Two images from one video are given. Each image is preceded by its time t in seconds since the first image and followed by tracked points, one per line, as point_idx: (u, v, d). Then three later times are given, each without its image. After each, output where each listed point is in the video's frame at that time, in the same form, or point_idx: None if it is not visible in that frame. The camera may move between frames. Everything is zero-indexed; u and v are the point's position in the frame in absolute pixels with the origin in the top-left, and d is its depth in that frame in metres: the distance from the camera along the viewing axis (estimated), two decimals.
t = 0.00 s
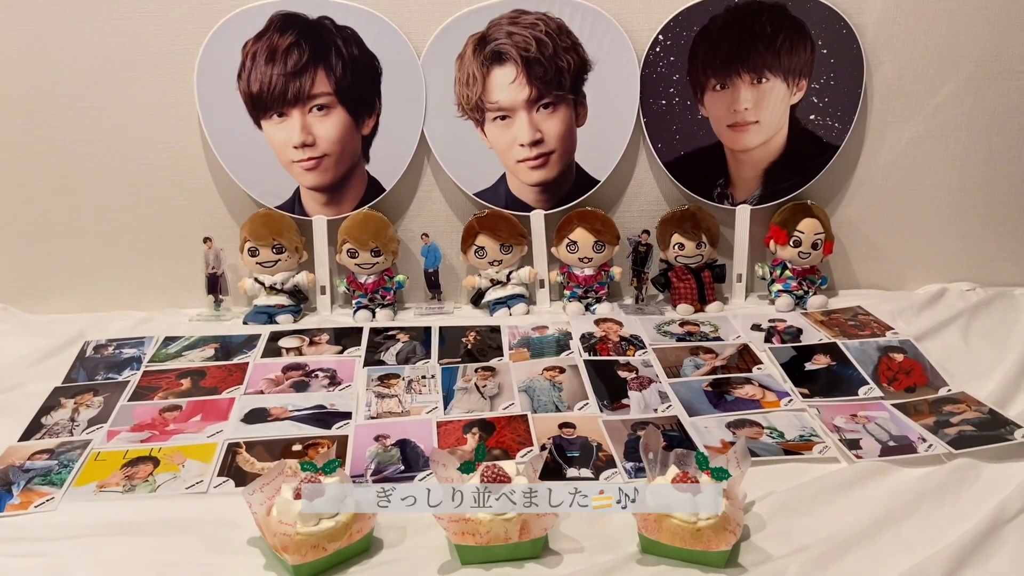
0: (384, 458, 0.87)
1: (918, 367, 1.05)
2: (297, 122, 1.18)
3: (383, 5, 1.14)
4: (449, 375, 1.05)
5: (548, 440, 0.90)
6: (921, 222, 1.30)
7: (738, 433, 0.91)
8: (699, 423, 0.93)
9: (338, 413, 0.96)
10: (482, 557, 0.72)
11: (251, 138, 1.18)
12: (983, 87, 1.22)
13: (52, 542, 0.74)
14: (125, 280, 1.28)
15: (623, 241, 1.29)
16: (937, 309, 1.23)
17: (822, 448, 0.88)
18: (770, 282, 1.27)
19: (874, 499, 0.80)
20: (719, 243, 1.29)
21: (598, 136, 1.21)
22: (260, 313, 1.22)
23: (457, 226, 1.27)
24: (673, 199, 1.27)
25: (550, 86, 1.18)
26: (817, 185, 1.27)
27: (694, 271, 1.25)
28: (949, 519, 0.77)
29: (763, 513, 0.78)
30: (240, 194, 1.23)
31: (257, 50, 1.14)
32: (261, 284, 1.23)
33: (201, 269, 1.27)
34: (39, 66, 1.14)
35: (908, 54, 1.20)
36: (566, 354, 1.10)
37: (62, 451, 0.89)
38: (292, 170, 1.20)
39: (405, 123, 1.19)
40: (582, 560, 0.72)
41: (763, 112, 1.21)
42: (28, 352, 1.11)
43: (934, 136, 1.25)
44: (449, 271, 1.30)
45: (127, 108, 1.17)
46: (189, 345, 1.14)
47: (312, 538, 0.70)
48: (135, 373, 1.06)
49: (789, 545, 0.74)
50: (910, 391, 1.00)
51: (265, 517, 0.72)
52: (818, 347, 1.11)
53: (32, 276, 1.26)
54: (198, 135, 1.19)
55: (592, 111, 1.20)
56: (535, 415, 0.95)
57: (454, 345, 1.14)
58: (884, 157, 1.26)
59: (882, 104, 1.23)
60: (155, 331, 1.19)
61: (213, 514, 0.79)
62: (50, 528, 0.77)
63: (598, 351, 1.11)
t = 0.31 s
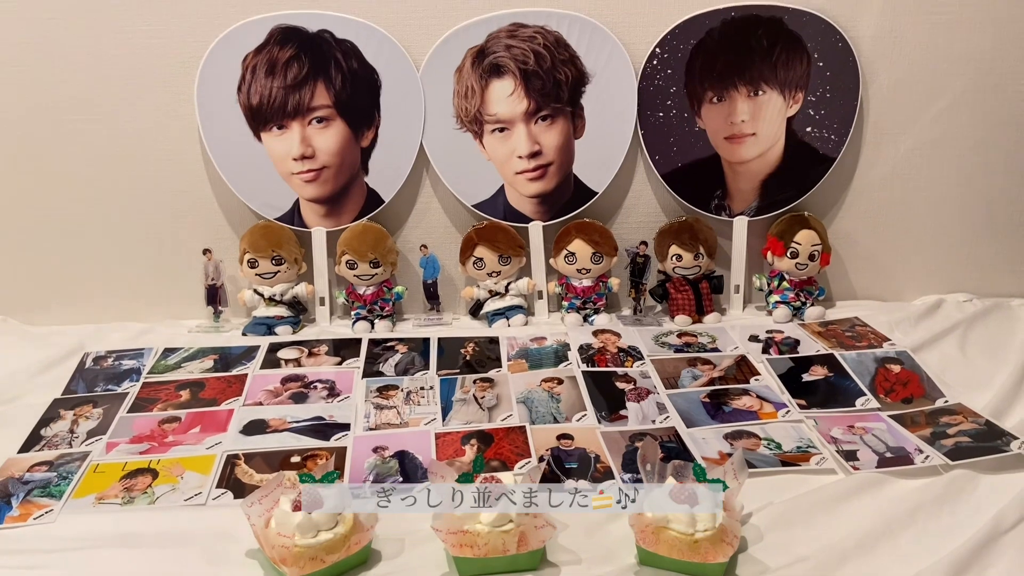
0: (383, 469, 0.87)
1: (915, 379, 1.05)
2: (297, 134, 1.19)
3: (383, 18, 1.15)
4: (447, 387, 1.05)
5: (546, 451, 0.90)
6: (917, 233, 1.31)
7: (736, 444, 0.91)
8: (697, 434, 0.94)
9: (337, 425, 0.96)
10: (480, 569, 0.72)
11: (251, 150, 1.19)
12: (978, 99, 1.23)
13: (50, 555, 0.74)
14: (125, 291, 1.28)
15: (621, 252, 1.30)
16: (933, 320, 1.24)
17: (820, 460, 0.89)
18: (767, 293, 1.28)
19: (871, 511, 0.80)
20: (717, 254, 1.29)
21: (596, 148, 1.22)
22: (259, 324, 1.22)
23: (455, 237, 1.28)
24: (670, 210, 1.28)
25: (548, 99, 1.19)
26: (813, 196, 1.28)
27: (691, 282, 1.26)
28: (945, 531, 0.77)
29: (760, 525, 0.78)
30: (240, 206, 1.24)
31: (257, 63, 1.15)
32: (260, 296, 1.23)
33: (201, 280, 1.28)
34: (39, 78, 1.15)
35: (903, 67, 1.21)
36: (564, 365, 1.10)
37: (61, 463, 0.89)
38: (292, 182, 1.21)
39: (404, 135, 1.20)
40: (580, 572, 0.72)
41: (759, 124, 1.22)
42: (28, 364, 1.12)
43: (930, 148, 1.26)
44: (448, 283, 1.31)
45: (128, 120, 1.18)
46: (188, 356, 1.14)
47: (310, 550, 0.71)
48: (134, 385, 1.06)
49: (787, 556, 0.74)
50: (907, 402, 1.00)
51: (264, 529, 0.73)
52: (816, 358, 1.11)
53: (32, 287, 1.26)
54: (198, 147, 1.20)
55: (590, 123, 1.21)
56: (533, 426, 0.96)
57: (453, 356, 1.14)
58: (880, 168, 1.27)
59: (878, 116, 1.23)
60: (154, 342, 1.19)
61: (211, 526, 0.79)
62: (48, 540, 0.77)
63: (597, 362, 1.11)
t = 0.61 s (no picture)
0: (381, 479, 0.87)
1: (912, 388, 1.06)
2: (296, 144, 1.19)
3: (382, 29, 1.16)
4: (446, 397, 1.05)
5: (545, 461, 0.91)
6: (913, 243, 1.32)
7: (734, 454, 0.92)
8: (695, 444, 0.94)
9: (335, 434, 0.96)
10: None
11: (251, 160, 1.19)
12: (974, 110, 1.24)
13: (49, 566, 0.74)
14: (125, 301, 1.28)
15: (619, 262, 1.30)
16: (930, 329, 1.24)
17: (817, 469, 0.89)
18: (765, 302, 1.28)
19: (868, 521, 0.80)
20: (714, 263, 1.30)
21: (594, 158, 1.22)
22: (259, 334, 1.22)
23: (454, 246, 1.28)
24: (668, 220, 1.29)
25: (547, 109, 1.20)
26: (810, 206, 1.28)
27: (689, 292, 1.26)
28: (942, 541, 0.77)
29: (757, 535, 0.78)
30: (239, 216, 1.24)
31: (256, 74, 1.16)
32: (259, 305, 1.23)
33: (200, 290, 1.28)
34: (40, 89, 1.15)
35: (899, 77, 1.22)
36: (562, 374, 1.11)
37: (60, 473, 0.89)
38: (291, 192, 1.21)
39: (403, 145, 1.21)
40: None
41: (756, 134, 1.22)
42: (27, 373, 1.12)
43: (927, 158, 1.26)
44: (446, 292, 1.31)
45: (127, 130, 1.18)
46: (187, 366, 1.14)
47: (308, 560, 0.71)
48: (134, 395, 1.06)
49: (784, 566, 0.74)
50: (905, 411, 1.01)
51: (261, 539, 0.73)
52: (813, 367, 1.11)
53: (31, 297, 1.27)
54: (198, 157, 1.21)
55: (588, 133, 1.21)
56: (531, 436, 0.96)
57: (451, 365, 1.14)
58: (877, 178, 1.27)
59: (874, 127, 1.24)
60: (154, 352, 1.19)
61: (210, 536, 0.79)
62: (47, 550, 0.77)
63: (595, 372, 1.11)
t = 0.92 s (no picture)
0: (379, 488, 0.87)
1: (909, 397, 1.06)
2: (295, 154, 1.20)
3: (382, 40, 1.17)
4: (444, 406, 1.05)
5: (543, 470, 0.91)
6: (910, 252, 1.32)
7: (731, 463, 0.92)
8: (693, 453, 0.94)
9: (333, 444, 0.96)
10: None
11: (250, 170, 1.20)
12: (969, 120, 1.25)
13: None
14: (124, 311, 1.28)
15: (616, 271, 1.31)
16: (927, 339, 1.24)
17: (814, 478, 0.89)
18: (763, 311, 1.29)
19: (866, 530, 0.80)
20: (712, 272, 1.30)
21: (591, 168, 1.23)
22: (257, 343, 1.22)
23: (453, 256, 1.29)
24: (666, 229, 1.29)
25: (544, 120, 1.20)
26: (807, 216, 1.29)
27: (687, 301, 1.26)
28: (939, 550, 0.77)
29: (755, 544, 0.78)
30: (238, 225, 1.25)
31: (256, 85, 1.17)
32: (258, 315, 1.23)
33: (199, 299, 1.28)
34: (41, 100, 1.16)
35: (894, 87, 1.23)
36: (560, 384, 1.11)
37: (58, 483, 0.89)
38: (290, 202, 1.22)
39: (401, 155, 1.21)
40: None
41: (753, 145, 1.23)
42: (26, 383, 1.12)
43: (922, 167, 1.27)
44: (445, 301, 1.31)
45: (127, 140, 1.19)
46: (185, 375, 1.14)
47: (306, 570, 0.71)
48: (132, 405, 1.06)
49: None
50: (902, 421, 1.01)
51: (259, 549, 0.73)
52: (811, 377, 1.12)
53: (30, 306, 1.27)
54: (198, 167, 1.21)
55: (586, 143, 1.22)
56: (529, 445, 0.96)
57: (450, 374, 1.15)
58: (873, 188, 1.28)
59: (870, 136, 1.25)
60: (152, 361, 1.20)
61: (207, 547, 0.78)
62: (44, 561, 0.77)
63: (593, 381, 1.12)
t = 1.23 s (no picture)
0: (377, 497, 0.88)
1: (907, 405, 1.06)
2: (294, 163, 1.20)
3: (381, 50, 1.18)
4: (443, 414, 1.06)
5: (541, 478, 0.91)
6: (907, 260, 1.33)
7: (729, 471, 0.92)
8: (691, 461, 0.94)
9: (332, 452, 0.97)
10: None
11: (250, 179, 1.20)
12: (965, 129, 1.26)
13: None
14: (124, 319, 1.29)
15: (615, 279, 1.31)
16: (925, 346, 1.25)
17: (812, 486, 0.89)
18: (761, 319, 1.29)
19: (864, 538, 0.80)
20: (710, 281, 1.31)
21: (589, 176, 1.24)
22: (256, 352, 1.23)
23: (452, 264, 1.29)
24: (664, 237, 1.30)
25: (543, 129, 1.21)
26: (805, 224, 1.29)
27: (685, 309, 1.27)
28: (937, 558, 0.77)
29: (753, 552, 0.78)
30: (237, 234, 1.25)
31: (255, 94, 1.17)
32: (257, 323, 1.24)
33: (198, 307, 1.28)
34: (42, 109, 1.16)
35: (891, 97, 1.23)
36: (559, 392, 1.11)
37: (57, 491, 0.89)
38: (289, 211, 1.22)
39: (401, 164, 1.22)
40: None
41: (750, 153, 1.24)
42: (25, 392, 1.12)
43: (919, 176, 1.28)
44: (444, 310, 1.32)
45: (128, 149, 1.19)
46: (184, 384, 1.14)
47: None
48: (131, 413, 1.06)
49: None
50: (899, 428, 1.01)
51: (257, 557, 0.73)
52: (808, 385, 1.12)
53: (30, 315, 1.27)
54: (198, 176, 1.22)
55: (584, 152, 1.23)
56: (528, 453, 0.96)
57: (449, 383, 1.15)
58: (870, 196, 1.29)
59: (867, 145, 1.26)
60: (152, 370, 1.20)
61: (206, 556, 0.79)
62: (44, 570, 0.77)
63: (591, 389, 1.12)
